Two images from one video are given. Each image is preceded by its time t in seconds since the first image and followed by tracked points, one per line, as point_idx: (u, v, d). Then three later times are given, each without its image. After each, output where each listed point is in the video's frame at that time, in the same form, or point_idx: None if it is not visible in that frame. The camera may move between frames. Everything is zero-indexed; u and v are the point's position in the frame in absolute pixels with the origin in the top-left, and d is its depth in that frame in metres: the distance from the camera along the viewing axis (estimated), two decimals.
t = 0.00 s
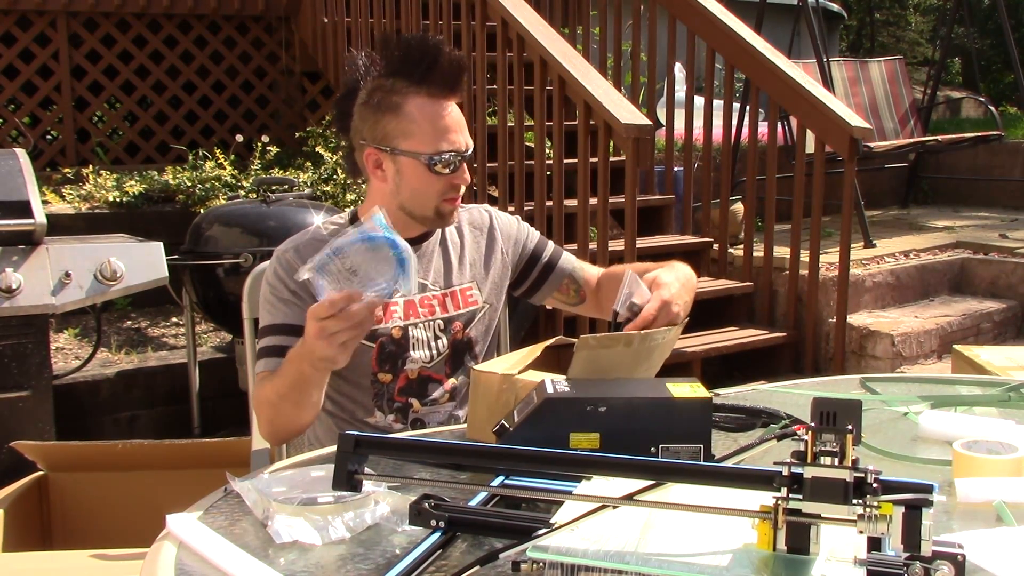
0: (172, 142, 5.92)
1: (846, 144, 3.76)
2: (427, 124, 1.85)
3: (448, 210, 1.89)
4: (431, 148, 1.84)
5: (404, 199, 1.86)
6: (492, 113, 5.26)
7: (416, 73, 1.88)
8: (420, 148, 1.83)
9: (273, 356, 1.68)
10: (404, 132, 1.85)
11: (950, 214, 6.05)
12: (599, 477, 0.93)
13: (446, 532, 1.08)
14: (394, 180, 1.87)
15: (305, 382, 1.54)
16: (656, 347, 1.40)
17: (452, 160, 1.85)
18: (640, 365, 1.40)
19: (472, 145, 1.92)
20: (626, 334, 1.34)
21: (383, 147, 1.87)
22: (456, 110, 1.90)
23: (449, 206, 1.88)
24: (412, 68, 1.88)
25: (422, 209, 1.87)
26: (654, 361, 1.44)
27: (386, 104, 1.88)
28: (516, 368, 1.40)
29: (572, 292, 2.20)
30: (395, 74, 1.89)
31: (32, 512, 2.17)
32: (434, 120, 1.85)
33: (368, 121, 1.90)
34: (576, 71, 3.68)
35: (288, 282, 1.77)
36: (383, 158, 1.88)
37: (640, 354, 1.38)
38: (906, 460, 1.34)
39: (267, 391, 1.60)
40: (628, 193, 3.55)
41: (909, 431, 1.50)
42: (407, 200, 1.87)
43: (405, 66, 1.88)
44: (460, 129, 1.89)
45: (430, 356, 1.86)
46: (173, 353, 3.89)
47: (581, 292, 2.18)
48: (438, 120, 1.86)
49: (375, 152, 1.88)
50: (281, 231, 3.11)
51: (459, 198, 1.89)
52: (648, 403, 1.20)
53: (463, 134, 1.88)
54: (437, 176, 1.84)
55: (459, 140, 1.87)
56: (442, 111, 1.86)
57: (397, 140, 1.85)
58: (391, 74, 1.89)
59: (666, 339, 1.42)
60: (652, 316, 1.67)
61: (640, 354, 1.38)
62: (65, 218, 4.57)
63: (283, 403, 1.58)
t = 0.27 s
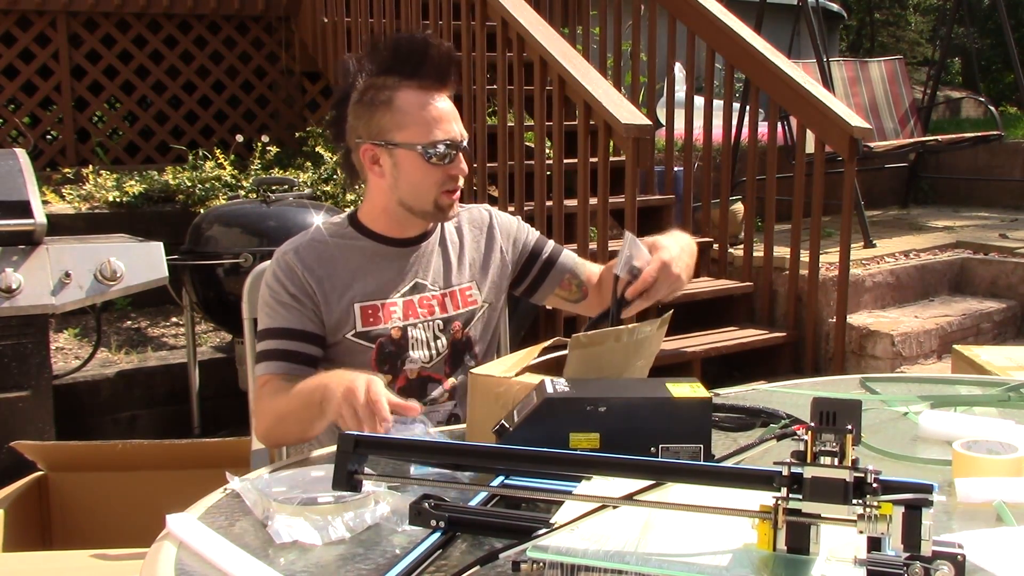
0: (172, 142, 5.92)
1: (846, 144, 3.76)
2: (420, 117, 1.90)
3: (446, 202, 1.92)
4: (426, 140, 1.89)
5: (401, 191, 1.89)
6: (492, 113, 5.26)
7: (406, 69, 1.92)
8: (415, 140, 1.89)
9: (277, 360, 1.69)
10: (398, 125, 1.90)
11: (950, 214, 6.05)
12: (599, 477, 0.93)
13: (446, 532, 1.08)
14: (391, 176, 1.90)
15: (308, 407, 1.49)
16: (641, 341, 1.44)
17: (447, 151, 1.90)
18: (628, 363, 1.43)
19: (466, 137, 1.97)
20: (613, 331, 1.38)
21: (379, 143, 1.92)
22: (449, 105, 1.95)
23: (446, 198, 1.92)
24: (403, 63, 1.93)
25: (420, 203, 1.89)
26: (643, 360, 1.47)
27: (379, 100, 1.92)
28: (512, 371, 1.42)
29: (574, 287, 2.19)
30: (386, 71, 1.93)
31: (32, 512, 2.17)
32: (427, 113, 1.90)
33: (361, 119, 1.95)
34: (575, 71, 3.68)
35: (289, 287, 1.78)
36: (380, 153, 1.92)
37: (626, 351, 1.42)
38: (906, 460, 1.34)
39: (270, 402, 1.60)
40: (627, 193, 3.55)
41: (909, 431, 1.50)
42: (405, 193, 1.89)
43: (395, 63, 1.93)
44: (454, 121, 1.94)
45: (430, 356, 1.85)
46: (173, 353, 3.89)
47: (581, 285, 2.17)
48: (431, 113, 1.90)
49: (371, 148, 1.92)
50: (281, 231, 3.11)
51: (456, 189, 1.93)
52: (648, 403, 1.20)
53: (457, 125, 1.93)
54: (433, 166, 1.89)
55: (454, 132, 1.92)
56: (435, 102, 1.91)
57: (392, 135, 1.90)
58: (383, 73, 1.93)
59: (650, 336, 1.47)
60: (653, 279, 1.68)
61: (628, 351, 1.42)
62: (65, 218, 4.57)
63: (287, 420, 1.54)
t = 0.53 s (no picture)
0: (172, 142, 5.92)
1: (846, 144, 3.76)
2: (390, 116, 1.82)
3: (424, 201, 1.85)
4: (396, 138, 1.81)
5: (379, 193, 1.85)
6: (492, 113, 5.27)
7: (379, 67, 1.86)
8: (385, 141, 1.81)
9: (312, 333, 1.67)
10: (370, 126, 1.83)
11: (950, 214, 6.05)
12: (599, 477, 0.93)
13: (446, 532, 1.08)
14: (370, 176, 1.86)
15: (374, 354, 1.55)
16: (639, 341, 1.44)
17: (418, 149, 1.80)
18: (628, 361, 1.44)
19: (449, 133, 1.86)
20: (613, 330, 1.39)
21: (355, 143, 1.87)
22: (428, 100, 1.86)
23: (425, 198, 1.84)
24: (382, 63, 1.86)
25: (398, 203, 1.84)
26: (643, 360, 1.48)
27: (354, 100, 1.86)
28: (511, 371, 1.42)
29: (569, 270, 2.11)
30: (366, 71, 1.87)
31: (32, 512, 2.17)
32: (399, 112, 1.82)
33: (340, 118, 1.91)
34: (576, 71, 3.68)
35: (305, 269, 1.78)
36: (356, 154, 1.87)
37: (625, 350, 1.42)
38: (906, 460, 1.34)
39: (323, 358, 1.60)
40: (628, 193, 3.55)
41: (909, 431, 1.50)
42: (382, 194, 1.84)
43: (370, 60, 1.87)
44: (433, 117, 1.84)
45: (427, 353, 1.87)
46: (173, 353, 3.89)
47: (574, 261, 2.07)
48: (402, 111, 1.82)
49: (349, 149, 1.88)
50: (281, 231, 3.11)
51: (434, 187, 1.85)
52: (648, 403, 1.20)
53: (434, 121, 1.83)
54: (405, 166, 1.81)
55: (432, 131, 1.82)
56: (409, 101, 1.83)
57: (365, 136, 1.84)
58: (360, 70, 1.88)
59: (649, 334, 1.47)
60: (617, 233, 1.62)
61: (629, 350, 1.43)
62: (65, 218, 4.57)
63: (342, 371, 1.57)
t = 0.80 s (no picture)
0: (172, 142, 5.92)
1: (846, 144, 3.76)
2: (350, 113, 1.84)
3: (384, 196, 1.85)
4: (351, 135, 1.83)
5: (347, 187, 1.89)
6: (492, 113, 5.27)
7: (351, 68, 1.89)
8: (342, 134, 1.84)
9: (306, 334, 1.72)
10: (336, 120, 1.87)
11: (950, 214, 6.05)
12: (599, 477, 0.93)
13: (446, 532, 1.08)
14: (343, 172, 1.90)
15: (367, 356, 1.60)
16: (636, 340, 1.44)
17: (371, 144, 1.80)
18: (628, 360, 1.43)
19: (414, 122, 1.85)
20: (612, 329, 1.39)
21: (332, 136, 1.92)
22: (393, 92, 1.86)
23: (385, 191, 1.85)
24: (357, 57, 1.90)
25: (363, 198, 1.87)
26: (643, 360, 1.48)
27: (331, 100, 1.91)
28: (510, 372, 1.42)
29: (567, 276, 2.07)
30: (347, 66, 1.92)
31: (33, 513, 2.17)
32: (357, 104, 1.84)
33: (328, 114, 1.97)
34: (576, 71, 3.68)
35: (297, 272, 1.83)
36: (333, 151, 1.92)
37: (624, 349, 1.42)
38: (906, 460, 1.34)
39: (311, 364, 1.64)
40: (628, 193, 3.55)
41: (909, 431, 1.50)
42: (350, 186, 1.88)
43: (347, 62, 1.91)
44: (394, 108, 1.84)
45: (427, 358, 1.87)
46: (173, 353, 3.89)
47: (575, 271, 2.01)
48: (360, 108, 1.83)
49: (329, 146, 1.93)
50: (281, 231, 3.11)
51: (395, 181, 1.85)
52: (648, 403, 1.20)
53: (391, 112, 1.83)
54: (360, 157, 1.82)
55: (388, 122, 1.82)
56: (369, 93, 1.84)
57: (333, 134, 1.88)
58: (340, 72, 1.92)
59: (646, 334, 1.47)
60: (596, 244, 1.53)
61: (628, 348, 1.42)
62: (65, 218, 4.57)
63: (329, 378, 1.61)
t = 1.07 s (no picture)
0: (172, 142, 5.92)
1: (846, 144, 3.76)
2: (347, 118, 1.86)
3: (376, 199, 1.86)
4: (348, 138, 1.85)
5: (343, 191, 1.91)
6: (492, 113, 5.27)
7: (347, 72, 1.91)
8: (338, 138, 1.87)
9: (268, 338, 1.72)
10: (333, 125, 1.90)
11: (950, 214, 6.05)
12: (598, 477, 0.93)
13: (446, 532, 1.08)
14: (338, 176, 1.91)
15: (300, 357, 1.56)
16: (638, 340, 1.45)
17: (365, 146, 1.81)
18: (627, 360, 1.44)
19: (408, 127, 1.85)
20: (611, 330, 1.39)
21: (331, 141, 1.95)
22: (391, 95, 1.87)
23: (379, 197, 1.86)
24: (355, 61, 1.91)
25: (356, 200, 1.87)
26: (643, 359, 1.48)
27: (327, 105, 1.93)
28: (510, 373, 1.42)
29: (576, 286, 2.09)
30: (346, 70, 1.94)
31: (32, 513, 2.17)
32: (352, 109, 1.86)
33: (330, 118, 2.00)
34: (576, 71, 3.68)
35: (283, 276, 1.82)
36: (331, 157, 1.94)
37: (625, 349, 1.42)
38: (906, 460, 1.34)
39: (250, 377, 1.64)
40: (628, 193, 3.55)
41: (910, 431, 1.50)
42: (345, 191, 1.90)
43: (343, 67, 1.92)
44: (389, 112, 1.86)
45: (424, 361, 1.88)
46: (173, 353, 3.89)
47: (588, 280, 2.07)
48: (358, 113, 1.85)
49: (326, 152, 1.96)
50: (281, 231, 3.12)
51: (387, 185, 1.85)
52: (648, 403, 1.21)
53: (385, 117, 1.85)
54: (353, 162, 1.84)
55: (382, 125, 1.84)
56: (364, 98, 1.86)
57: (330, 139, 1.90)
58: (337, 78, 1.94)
59: (647, 334, 1.47)
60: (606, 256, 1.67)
61: (627, 349, 1.43)
62: (64, 218, 4.57)
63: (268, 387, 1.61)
